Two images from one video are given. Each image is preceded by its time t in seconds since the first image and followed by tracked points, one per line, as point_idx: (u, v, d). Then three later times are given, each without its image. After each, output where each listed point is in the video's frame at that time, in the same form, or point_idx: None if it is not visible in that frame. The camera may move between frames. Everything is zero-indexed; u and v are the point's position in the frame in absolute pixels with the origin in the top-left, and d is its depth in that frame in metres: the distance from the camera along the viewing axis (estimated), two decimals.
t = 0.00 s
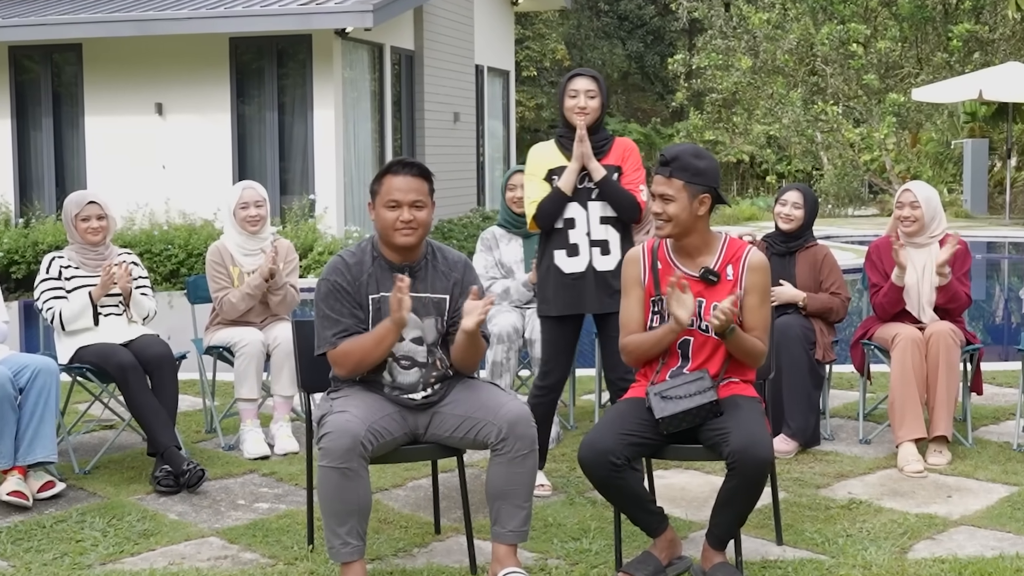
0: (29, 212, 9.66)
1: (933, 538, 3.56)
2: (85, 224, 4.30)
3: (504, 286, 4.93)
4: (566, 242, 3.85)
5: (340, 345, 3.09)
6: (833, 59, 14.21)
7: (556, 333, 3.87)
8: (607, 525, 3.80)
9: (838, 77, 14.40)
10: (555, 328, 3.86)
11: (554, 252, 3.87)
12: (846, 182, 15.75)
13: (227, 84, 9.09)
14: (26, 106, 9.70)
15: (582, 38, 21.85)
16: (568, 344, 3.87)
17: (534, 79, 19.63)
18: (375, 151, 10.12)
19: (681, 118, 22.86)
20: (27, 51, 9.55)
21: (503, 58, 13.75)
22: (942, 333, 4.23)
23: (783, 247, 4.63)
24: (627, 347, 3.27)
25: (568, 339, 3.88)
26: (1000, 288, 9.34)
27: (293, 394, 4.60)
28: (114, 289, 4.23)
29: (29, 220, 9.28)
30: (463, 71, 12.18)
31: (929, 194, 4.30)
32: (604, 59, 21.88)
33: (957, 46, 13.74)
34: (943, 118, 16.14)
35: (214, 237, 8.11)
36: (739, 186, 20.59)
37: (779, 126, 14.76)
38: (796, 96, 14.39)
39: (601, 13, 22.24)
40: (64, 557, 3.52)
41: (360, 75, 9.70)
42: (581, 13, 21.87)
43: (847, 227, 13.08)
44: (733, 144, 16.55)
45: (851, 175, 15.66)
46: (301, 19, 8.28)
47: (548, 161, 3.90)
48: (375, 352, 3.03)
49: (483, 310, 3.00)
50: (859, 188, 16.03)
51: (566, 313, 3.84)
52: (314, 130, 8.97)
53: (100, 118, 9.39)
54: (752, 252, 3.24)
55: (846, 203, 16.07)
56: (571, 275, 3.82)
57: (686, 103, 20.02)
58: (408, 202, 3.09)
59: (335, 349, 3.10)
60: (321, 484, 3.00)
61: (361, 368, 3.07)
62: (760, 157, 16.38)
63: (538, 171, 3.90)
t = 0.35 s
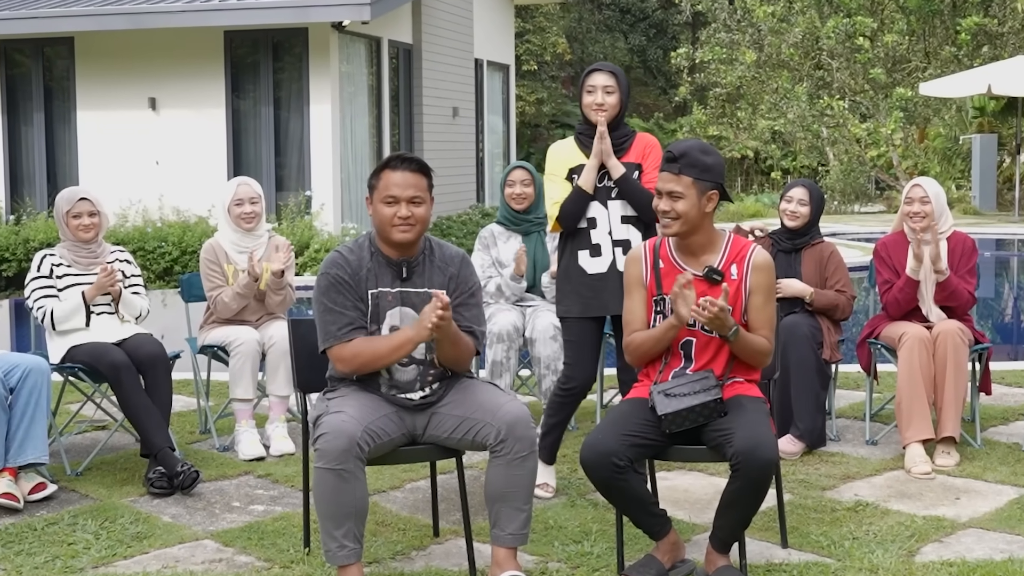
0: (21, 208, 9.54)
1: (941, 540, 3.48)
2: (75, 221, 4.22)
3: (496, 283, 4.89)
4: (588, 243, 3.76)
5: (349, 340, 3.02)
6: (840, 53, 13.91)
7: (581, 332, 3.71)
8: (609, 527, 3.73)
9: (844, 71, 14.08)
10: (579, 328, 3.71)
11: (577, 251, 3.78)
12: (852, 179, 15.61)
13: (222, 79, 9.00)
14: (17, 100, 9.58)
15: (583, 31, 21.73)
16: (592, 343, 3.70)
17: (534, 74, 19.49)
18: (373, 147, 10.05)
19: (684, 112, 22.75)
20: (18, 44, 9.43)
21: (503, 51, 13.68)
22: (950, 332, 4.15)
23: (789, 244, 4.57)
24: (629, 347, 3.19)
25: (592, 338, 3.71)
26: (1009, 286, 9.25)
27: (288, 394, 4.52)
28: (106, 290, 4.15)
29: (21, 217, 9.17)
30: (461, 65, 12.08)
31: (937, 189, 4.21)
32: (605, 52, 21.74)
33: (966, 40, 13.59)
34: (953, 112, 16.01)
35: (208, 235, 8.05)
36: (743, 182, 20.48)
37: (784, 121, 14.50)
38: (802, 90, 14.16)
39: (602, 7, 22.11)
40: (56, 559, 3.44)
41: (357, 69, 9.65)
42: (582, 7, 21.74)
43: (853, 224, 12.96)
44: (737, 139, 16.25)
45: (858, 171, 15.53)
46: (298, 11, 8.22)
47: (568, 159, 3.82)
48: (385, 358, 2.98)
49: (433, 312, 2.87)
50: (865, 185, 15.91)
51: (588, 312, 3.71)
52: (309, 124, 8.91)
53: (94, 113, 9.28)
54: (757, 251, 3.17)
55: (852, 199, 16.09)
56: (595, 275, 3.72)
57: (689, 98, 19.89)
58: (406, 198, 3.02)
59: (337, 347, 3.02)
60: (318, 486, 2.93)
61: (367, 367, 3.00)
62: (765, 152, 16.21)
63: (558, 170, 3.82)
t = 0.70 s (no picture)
0: (11, 204, 9.40)
1: (949, 543, 3.41)
2: (67, 219, 4.15)
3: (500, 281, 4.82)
4: (596, 239, 3.68)
5: (334, 343, 2.95)
6: (844, 46, 13.62)
7: (595, 330, 3.66)
8: (611, 530, 3.66)
9: (849, 66, 13.79)
10: (593, 325, 3.66)
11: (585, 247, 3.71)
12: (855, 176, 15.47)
13: (217, 72, 8.93)
14: (9, 95, 9.46)
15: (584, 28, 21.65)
16: (605, 341, 3.66)
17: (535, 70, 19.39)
18: (370, 144, 9.99)
19: (687, 108, 22.67)
20: (8, 38, 9.33)
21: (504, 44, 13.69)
22: (959, 332, 4.09)
23: (794, 240, 4.49)
24: (631, 346, 3.12)
25: (606, 336, 3.66)
26: (1018, 284, 9.17)
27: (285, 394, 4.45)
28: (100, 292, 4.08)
29: (12, 214, 9.03)
30: (461, 58, 12.03)
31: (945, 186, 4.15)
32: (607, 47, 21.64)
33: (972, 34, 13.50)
34: (960, 107, 15.87)
35: (203, 232, 7.98)
36: (747, 179, 20.37)
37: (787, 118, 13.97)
38: (807, 85, 13.78)
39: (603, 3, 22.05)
40: (48, 563, 3.37)
41: (355, 63, 9.57)
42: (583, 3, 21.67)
43: (857, 222, 12.84)
44: (741, 135, 15.85)
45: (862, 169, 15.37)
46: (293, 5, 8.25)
47: (576, 154, 3.75)
48: (367, 353, 2.90)
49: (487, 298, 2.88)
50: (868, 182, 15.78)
51: (600, 308, 3.64)
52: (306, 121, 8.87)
53: (86, 108, 9.17)
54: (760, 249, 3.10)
55: (858, 196, 16.30)
56: (604, 270, 3.64)
57: (693, 93, 19.80)
58: (402, 196, 2.94)
59: (326, 347, 2.96)
60: (314, 488, 2.86)
61: (356, 366, 2.93)
62: (769, 149, 16.06)
63: (566, 164, 3.75)
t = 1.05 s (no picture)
0: (4, 199, 9.33)
1: (958, 546, 3.34)
2: (58, 216, 4.08)
3: (495, 280, 4.75)
4: (597, 237, 3.62)
5: (342, 341, 2.87)
6: (851, 40, 13.35)
7: (597, 332, 3.59)
8: (613, 532, 3.59)
9: (856, 59, 13.54)
10: (594, 327, 3.60)
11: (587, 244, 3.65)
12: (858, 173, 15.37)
13: (211, 66, 8.85)
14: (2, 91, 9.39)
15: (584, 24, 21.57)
16: (607, 342, 3.58)
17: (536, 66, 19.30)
18: (367, 140, 9.91)
19: (689, 103, 22.58)
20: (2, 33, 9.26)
21: (503, 39, 13.60)
22: (963, 330, 4.02)
23: (799, 237, 4.42)
24: (633, 346, 3.04)
25: (610, 337, 3.59)
26: None
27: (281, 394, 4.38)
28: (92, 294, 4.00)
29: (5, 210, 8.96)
30: (461, 52, 11.98)
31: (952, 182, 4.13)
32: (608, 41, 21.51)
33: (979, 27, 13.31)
34: (967, 103, 15.73)
35: (196, 229, 7.90)
36: (751, 175, 20.28)
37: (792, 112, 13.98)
38: (812, 79, 13.74)
39: None
40: (39, 566, 3.30)
41: (351, 57, 9.50)
42: None
43: (863, 219, 12.73)
44: (745, 130, 15.92)
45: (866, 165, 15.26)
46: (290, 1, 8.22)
47: (579, 149, 3.68)
48: (376, 359, 2.84)
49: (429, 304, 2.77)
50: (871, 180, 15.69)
51: (601, 308, 3.57)
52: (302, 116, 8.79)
53: (80, 104, 9.11)
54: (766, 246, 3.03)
55: (864, 193, 16.14)
56: (605, 269, 3.57)
57: (696, 88, 19.70)
58: (399, 195, 2.87)
59: (330, 348, 2.88)
60: (311, 491, 2.79)
61: (362, 369, 2.86)
62: (773, 145, 15.95)
63: (569, 160, 3.69)
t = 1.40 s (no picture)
0: None
1: (965, 549, 3.27)
2: (50, 213, 4.02)
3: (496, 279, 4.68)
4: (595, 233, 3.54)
5: (331, 342, 2.81)
6: (858, 33, 13.27)
7: (591, 332, 3.54)
8: (615, 535, 3.52)
9: (861, 54, 13.43)
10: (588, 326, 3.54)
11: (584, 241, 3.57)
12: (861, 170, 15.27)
13: (206, 61, 8.79)
14: None
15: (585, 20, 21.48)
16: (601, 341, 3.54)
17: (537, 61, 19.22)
18: (364, 136, 9.85)
19: (692, 98, 22.50)
20: None
21: (502, 33, 13.51)
22: (974, 330, 3.96)
23: (805, 235, 4.35)
24: (635, 344, 2.98)
25: (604, 337, 3.54)
26: None
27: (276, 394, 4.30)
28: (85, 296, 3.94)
29: None
30: (460, 46, 11.93)
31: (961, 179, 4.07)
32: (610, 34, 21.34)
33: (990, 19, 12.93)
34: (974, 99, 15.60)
35: (190, 227, 7.82)
36: (755, 171, 20.20)
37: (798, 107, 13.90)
38: (819, 74, 13.67)
39: None
40: (30, 569, 3.24)
41: (348, 51, 9.43)
42: None
43: (871, 216, 12.64)
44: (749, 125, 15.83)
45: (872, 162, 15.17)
46: None
47: (579, 145, 3.62)
48: (367, 353, 2.76)
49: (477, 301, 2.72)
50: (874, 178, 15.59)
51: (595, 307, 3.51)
52: (298, 110, 8.73)
53: (75, 100, 9.04)
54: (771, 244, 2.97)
55: (872, 187, 16.42)
56: (600, 267, 3.51)
57: (699, 83, 19.61)
58: (397, 194, 2.80)
59: (322, 347, 2.82)
60: (307, 492, 2.72)
61: (354, 367, 2.80)
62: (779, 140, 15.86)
63: (569, 155, 3.63)
